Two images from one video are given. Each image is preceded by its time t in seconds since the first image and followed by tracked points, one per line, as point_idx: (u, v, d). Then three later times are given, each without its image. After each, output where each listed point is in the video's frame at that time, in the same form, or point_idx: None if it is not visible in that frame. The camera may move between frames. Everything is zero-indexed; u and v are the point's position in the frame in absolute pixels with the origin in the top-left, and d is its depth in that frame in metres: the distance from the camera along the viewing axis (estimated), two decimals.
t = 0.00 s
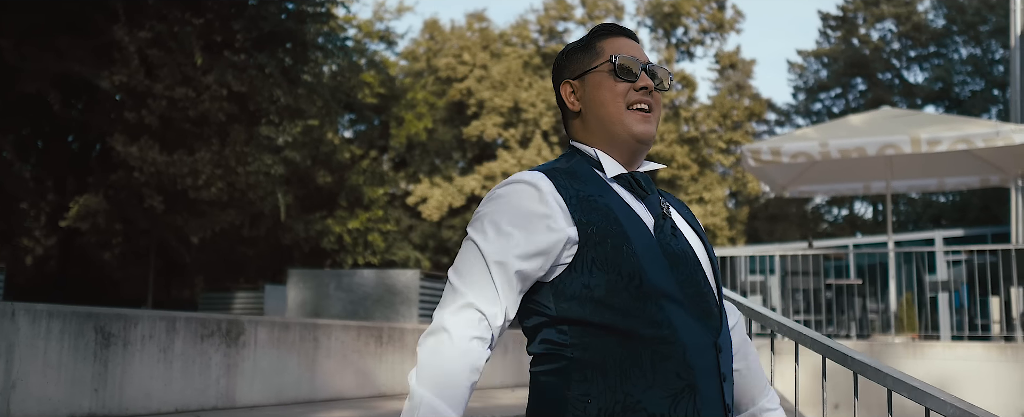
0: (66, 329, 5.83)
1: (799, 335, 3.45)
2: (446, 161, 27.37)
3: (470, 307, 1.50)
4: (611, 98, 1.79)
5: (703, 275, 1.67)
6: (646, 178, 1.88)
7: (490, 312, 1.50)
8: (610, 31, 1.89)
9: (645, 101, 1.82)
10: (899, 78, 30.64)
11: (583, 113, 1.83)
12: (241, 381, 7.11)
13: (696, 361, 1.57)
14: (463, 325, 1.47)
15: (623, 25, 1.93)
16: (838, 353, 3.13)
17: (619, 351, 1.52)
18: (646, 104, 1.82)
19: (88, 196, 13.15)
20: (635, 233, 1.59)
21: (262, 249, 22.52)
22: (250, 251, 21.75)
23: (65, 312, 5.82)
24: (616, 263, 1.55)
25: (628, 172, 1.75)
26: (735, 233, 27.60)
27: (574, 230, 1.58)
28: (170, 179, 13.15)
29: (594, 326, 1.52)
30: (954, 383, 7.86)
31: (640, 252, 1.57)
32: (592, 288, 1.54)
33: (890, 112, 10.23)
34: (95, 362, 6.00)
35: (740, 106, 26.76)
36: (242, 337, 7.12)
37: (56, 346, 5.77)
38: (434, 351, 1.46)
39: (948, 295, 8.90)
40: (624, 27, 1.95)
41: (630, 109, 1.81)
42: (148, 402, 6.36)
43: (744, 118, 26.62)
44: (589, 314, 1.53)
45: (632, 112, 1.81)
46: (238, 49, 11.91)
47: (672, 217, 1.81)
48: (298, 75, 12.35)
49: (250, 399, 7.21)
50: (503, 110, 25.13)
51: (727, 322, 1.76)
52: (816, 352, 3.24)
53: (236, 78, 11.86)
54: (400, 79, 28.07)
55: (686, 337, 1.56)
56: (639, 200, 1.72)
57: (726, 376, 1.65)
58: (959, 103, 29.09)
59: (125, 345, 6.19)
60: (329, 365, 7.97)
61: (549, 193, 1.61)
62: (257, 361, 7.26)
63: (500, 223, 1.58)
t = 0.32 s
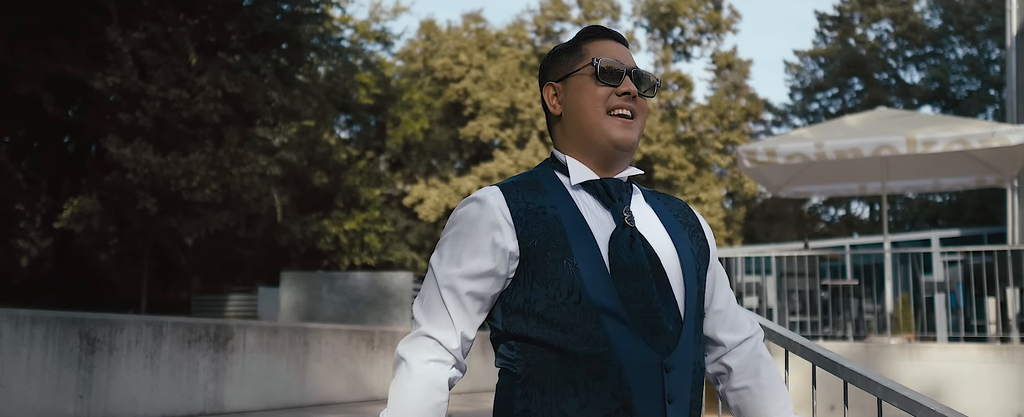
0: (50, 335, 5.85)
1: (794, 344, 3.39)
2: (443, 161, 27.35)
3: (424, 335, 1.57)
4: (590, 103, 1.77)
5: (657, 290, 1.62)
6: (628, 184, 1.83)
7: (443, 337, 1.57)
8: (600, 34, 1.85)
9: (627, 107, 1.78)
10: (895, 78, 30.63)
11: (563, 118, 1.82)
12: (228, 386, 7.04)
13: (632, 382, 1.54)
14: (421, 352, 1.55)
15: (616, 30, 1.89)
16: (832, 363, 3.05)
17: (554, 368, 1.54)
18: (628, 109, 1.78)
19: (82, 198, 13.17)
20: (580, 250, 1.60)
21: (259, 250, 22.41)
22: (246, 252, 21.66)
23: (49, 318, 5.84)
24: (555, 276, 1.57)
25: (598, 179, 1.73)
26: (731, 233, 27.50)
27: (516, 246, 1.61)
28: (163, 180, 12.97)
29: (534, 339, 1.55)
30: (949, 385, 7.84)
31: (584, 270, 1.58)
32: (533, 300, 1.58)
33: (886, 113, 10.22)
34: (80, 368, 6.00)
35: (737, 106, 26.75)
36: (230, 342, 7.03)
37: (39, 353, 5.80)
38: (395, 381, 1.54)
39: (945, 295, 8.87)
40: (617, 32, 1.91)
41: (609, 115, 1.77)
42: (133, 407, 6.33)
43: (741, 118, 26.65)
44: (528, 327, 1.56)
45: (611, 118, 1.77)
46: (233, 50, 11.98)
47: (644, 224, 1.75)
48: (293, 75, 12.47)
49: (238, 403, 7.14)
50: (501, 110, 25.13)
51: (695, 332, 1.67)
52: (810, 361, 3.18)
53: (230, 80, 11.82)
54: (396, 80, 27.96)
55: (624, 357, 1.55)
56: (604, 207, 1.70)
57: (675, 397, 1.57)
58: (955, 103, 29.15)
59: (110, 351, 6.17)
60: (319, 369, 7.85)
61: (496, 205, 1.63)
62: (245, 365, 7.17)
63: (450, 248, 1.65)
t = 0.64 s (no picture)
0: (25, 341, 5.36)
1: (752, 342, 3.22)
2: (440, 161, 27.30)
3: (349, 327, 1.51)
4: (537, 107, 1.78)
5: (584, 308, 1.60)
6: (575, 195, 1.84)
7: (369, 330, 1.51)
8: (554, 38, 1.87)
9: (576, 111, 1.79)
10: (893, 78, 30.57)
11: (511, 120, 1.83)
12: (211, 392, 6.30)
13: (546, 399, 1.49)
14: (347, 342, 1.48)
15: (572, 36, 1.91)
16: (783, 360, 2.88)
17: (467, 379, 1.49)
18: (576, 113, 1.79)
19: (75, 199, 13.13)
20: (509, 257, 1.57)
21: (255, 250, 22.34)
22: (243, 252, 21.59)
23: (22, 322, 5.34)
24: (482, 277, 1.54)
25: (541, 187, 1.74)
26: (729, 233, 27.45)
27: (443, 247, 1.57)
28: (156, 182, 13.17)
29: (452, 346, 1.51)
30: (942, 386, 7.80)
31: (510, 277, 1.54)
32: (453, 303, 1.53)
33: (881, 113, 10.20)
34: (57, 374, 5.47)
35: (734, 106, 26.73)
36: (214, 346, 6.31)
37: (14, 359, 5.33)
38: (315, 372, 1.46)
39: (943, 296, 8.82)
40: (573, 37, 1.93)
41: (555, 120, 1.78)
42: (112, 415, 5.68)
43: (738, 118, 26.59)
44: (447, 332, 1.52)
45: (558, 123, 1.78)
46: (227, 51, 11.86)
47: (580, 239, 1.73)
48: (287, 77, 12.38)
49: (221, 410, 6.41)
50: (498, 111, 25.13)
51: (621, 355, 1.65)
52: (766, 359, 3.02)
53: (224, 81, 11.76)
54: (393, 81, 27.84)
55: (540, 370, 1.50)
56: (543, 215, 1.70)
57: None
58: (953, 103, 29.10)
59: (89, 357, 5.59)
60: (303, 373, 7.25)
61: (431, 203, 1.61)
62: (228, 371, 6.44)
63: (379, 244, 1.62)
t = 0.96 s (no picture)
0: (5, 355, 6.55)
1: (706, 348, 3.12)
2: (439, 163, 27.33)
3: (288, 329, 1.47)
4: (498, 124, 1.76)
5: (545, 327, 1.60)
6: (535, 215, 1.86)
7: (310, 333, 1.47)
8: (510, 53, 1.87)
9: (538, 127, 1.79)
10: (892, 81, 30.53)
11: (471, 138, 1.81)
12: (193, 402, 6.58)
13: None
14: (286, 345, 1.44)
15: (529, 51, 1.91)
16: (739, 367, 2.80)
17: (427, 398, 1.47)
18: (538, 129, 1.79)
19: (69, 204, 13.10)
20: (473, 271, 1.56)
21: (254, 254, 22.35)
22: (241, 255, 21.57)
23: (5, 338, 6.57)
24: (445, 291, 1.52)
25: (504, 204, 1.74)
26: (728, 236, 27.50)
27: (406, 257, 1.55)
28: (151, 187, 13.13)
29: (408, 362, 1.48)
30: (935, 392, 7.77)
31: (472, 291, 1.53)
32: (412, 316, 1.51)
33: (876, 118, 10.19)
34: (37, 386, 6.54)
35: (732, 109, 26.68)
36: (196, 357, 6.61)
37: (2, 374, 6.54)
38: (250, 371, 1.41)
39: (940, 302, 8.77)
40: (530, 52, 1.93)
41: (517, 137, 1.77)
42: None
43: (737, 121, 26.46)
44: (404, 347, 1.49)
45: (520, 140, 1.77)
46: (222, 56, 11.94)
47: (541, 257, 1.75)
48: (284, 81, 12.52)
49: None
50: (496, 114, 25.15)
51: (576, 378, 1.68)
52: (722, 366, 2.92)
53: (219, 86, 11.72)
54: (391, 84, 27.84)
55: (499, 390, 1.50)
56: (505, 233, 1.70)
57: None
58: (952, 106, 29.07)
59: (69, 368, 6.57)
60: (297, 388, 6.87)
61: (393, 211, 1.58)
62: (210, 382, 6.59)
63: (332, 249, 1.57)
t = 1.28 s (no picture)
0: None
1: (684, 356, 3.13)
2: (438, 163, 27.32)
3: (307, 360, 1.44)
4: (484, 134, 1.75)
5: (554, 337, 1.61)
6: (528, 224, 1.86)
7: (329, 362, 1.44)
8: (490, 61, 1.85)
9: (525, 135, 1.78)
10: (892, 80, 30.45)
11: (458, 151, 1.79)
12: (178, 404, 7.04)
13: None
14: (304, 378, 1.41)
15: (508, 57, 1.89)
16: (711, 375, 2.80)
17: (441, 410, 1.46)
18: (526, 138, 1.78)
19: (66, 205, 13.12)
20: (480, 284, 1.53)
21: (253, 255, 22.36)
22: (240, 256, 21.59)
23: None
24: (454, 310, 1.49)
25: (500, 214, 1.72)
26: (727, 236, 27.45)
27: (411, 273, 1.52)
28: (147, 188, 13.21)
29: (423, 379, 1.46)
30: (928, 393, 7.75)
31: (483, 306, 1.51)
32: (424, 333, 1.48)
33: (871, 119, 10.18)
34: (18, 392, 6.88)
35: (731, 109, 26.59)
36: (180, 362, 7.08)
37: None
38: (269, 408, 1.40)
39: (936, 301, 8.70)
40: (508, 59, 1.92)
41: (506, 146, 1.76)
42: None
43: (736, 121, 26.46)
44: (419, 363, 1.46)
45: (508, 149, 1.76)
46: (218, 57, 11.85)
47: (541, 266, 1.75)
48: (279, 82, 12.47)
49: None
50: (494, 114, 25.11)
51: (583, 383, 1.70)
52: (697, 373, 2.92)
53: (215, 87, 11.79)
54: (391, 84, 27.82)
55: (517, 406, 1.49)
56: (505, 244, 1.69)
57: None
58: (952, 105, 29.03)
59: (50, 374, 6.93)
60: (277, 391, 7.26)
61: (394, 228, 1.54)
62: (195, 386, 7.06)
63: (337, 268, 1.54)
